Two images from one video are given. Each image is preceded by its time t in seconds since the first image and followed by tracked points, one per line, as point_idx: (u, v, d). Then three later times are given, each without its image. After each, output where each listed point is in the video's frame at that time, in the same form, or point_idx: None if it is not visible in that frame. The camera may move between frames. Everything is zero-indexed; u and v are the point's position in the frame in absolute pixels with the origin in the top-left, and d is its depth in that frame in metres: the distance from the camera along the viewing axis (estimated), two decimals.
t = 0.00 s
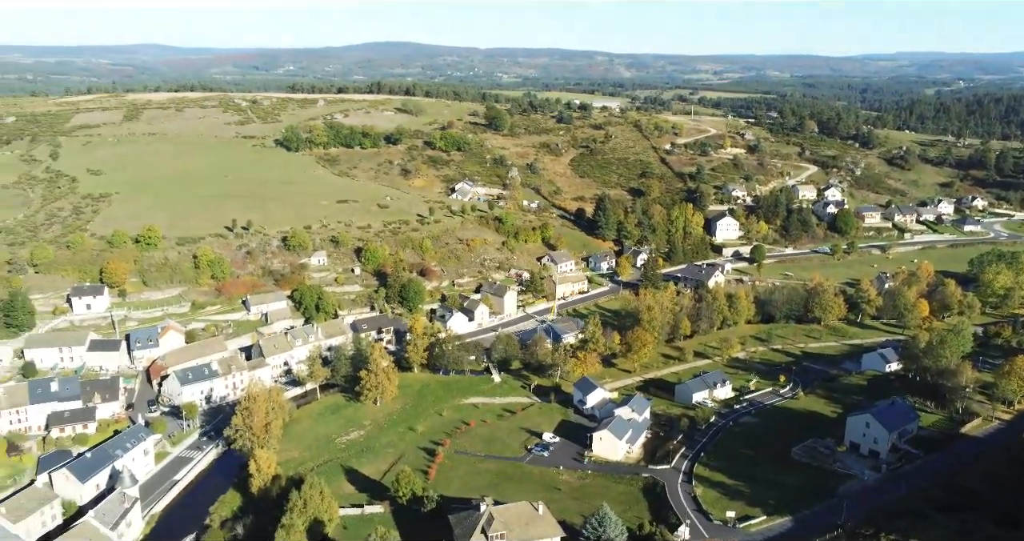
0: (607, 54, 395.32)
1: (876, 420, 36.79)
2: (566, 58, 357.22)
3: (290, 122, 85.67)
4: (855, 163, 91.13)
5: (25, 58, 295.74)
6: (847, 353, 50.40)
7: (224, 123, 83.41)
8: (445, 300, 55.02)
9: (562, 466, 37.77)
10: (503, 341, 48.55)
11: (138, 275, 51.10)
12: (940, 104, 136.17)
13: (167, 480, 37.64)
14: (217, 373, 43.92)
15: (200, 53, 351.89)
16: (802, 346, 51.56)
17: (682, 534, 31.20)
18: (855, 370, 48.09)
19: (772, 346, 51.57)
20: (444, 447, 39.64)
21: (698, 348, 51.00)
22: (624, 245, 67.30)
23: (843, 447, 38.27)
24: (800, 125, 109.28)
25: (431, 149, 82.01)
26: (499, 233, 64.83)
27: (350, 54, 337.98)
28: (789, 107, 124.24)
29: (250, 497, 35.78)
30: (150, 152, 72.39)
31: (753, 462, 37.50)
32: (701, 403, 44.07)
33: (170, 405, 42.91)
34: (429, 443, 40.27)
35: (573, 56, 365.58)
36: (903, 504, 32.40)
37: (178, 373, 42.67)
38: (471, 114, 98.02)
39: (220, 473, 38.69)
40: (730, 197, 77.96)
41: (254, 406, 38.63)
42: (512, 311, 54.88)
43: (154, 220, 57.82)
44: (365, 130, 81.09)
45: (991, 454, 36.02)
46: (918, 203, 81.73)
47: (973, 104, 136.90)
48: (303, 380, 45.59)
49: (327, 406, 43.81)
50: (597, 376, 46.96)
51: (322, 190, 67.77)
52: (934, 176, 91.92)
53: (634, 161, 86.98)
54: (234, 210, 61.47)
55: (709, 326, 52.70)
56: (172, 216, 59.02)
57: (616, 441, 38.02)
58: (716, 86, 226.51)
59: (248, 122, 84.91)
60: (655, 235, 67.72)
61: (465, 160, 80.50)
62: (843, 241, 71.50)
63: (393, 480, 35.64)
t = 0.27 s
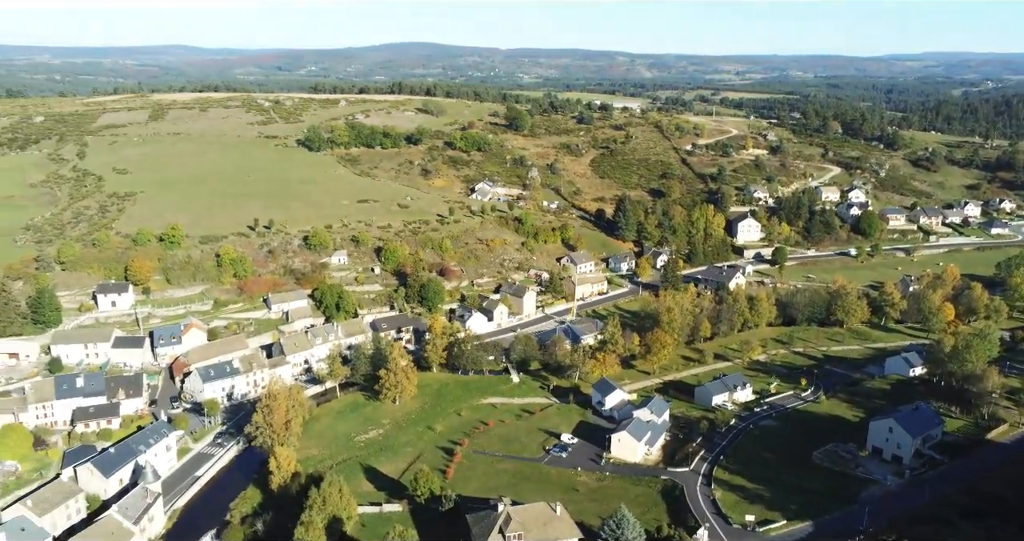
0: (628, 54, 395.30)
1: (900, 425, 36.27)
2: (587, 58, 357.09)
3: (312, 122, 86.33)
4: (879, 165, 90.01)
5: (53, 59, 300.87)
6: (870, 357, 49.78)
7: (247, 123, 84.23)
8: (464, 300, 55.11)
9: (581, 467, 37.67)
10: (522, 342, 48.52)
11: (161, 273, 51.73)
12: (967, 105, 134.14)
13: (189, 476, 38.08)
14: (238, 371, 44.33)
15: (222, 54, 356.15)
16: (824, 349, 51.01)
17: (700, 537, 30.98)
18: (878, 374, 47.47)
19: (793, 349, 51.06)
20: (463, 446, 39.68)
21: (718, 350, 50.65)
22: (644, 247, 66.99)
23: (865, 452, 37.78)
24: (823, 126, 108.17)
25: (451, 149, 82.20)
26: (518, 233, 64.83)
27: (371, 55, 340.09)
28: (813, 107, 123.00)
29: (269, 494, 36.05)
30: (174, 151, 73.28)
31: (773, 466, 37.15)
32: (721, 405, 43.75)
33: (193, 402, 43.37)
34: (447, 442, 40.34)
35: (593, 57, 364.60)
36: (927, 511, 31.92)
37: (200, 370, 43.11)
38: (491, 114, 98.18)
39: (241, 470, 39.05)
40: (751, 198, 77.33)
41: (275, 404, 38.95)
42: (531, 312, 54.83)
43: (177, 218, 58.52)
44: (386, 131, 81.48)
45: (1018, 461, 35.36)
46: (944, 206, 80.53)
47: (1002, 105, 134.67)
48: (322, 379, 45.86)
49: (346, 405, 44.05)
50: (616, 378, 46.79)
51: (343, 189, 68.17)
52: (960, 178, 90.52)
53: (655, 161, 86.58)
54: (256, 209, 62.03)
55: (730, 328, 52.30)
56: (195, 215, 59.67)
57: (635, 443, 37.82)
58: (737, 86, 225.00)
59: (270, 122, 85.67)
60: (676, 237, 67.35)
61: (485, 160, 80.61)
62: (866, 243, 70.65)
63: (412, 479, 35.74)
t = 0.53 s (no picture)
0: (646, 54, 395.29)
1: (920, 429, 35.81)
2: (605, 58, 356.58)
3: (331, 123, 86.86)
4: (901, 166, 89.07)
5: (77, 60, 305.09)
6: (890, 360, 49.24)
7: (266, 123, 84.89)
8: (481, 301, 55.17)
9: (596, 468, 37.58)
10: (538, 342, 48.49)
11: (181, 271, 52.26)
12: (992, 105, 132.40)
13: (207, 473, 38.43)
14: (256, 369, 44.67)
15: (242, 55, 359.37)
16: (843, 352, 50.53)
17: None
18: (898, 378, 46.94)
19: (812, 352, 50.63)
20: (478, 446, 39.73)
21: (736, 352, 50.32)
22: (661, 248, 66.71)
23: (885, 457, 37.35)
24: (844, 127, 107.20)
25: (468, 149, 82.32)
26: (535, 234, 64.81)
27: (389, 55, 341.77)
28: (834, 108, 121.87)
29: (286, 492, 36.28)
30: (195, 151, 74.02)
31: (791, 469, 36.85)
32: (738, 408, 43.47)
33: (211, 400, 43.75)
34: (463, 442, 40.40)
35: (611, 57, 363.80)
36: (947, 517, 31.50)
37: (219, 368, 43.48)
38: (509, 115, 98.24)
39: (258, 467, 39.34)
40: (770, 199, 76.77)
41: (292, 403, 39.21)
42: (547, 312, 54.79)
43: (197, 217, 59.09)
44: (404, 131, 81.78)
45: None
46: (967, 208, 79.49)
47: None
48: (339, 377, 46.09)
49: (363, 404, 44.24)
50: (632, 379, 46.64)
51: (361, 189, 68.50)
52: (984, 179, 89.30)
53: (673, 162, 86.22)
54: (275, 209, 62.49)
55: (747, 330, 51.96)
56: (215, 215, 60.21)
57: (651, 445, 37.66)
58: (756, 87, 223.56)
59: (290, 122, 86.30)
60: (693, 238, 67.03)
61: (502, 161, 80.68)
62: (887, 246, 69.91)
63: (427, 478, 35.83)
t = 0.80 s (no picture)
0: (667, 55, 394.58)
1: (944, 435, 35.30)
2: (626, 59, 355.80)
3: (352, 123, 87.40)
4: (926, 169, 87.92)
5: (103, 61, 309.81)
6: (914, 365, 48.59)
7: (288, 123, 85.60)
8: (500, 301, 55.20)
9: (614, 470, 37.45)
10: (557, 343, 48.42)
11: (204, 270, 52.82)
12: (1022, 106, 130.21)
13: (228, 469, 38.77)
14: (277, 367, 45.03)
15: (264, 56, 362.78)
16: (866, 356, 49.94)
17: None
18: (923, 383, 46.30)
19: (834, 356, 50.07)
20: (496, 447, 39.75)
21: (756, 355, 49.92)
22: (681, 249, 66.35)
23: (907, 462, 36.85)
24: (868, 129, 106.02)
25: (489, 150, 82.39)
26: (555, 234, 64.70)
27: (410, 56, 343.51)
28: (858, 109, 120.55)
29: (305, 489, 36.52)
30: (218, 150, 74.81)
31: (812, 474, 36.47)
32: (759, 411, 43.10)
33: (232, 397, 44.15)
34: (481, 442, 40.42)
35: (632, 57, 362.75)
36: (972, 525, 30.99)
37: (240, 365, 43.86)
38: (529, 116, 98.25)
39: (279, 464, 39.63)
40: (793, 201, 76.09)
41: (312, 401, 39.48)
42: (566, 313, 54.71)
43: (220, 216, 59.69)
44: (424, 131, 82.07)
45: None
46: (995, 210, 78.23)
47: None
48: (359, 376, 46.31)
49: (382, 403, 44.44)
50: (651, 381, 46.43)
51: (381, 190, 68.80)
52: (1012, 182, 87.81)
53: (694, 163, 85.76)
54: (296, 208, 62.95)
55: (769, 333, 51.52)
56: (237, 214, 60.80)
57: (670, 448, 37.44)
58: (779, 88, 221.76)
59: (311, 122, 86.94)
60: (714, 239, 66.62)
61: (522, 161, 80.70)
62: (912, 248, 69.01)
63: (446, 478, 35.90)
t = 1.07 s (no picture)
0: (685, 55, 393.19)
1: (966, 440, 34.81)
2: (644, 60, 354.75)
3: (370, 123, 87.80)
4: (949, 170, 86.84)
5: (126, 62, 313.71)
6: (935, 369, 47.98)
7: (307, 124, 86.16)
8: (516, 301, 55.21)
9: (630, 472, 37.32)
10: (573, 344, 48.33)
11: (223, 269, 53.28)
12: None
13: (246, 467, 39.08)
14: (295, 366, 45.32)
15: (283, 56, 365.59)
16: (886, 359, 49.39)
17: None
18: (944, 387, 45.71)
19: (854, 359, 49.58)
20: (512, 447, 39.75)
21: (774, 358, 49.53)
22: (699, 251, 66.01)
23: (928, 467, 36.36)
24: (890, 130, 104.89)
25: (506, 150, 82.42)
26: (572, 235, 64.59)
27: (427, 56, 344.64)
28: (880, 110, 119.31)
29: (322, 487, 36.73)
30: (238, 150, 75.45)
31: (830, 478, 36.12)
32: (776, 414, 42.74)
33: (250, 395, 44.49)
34: (497, 442, 40.44)
35: (650, 57, 361.58)
36: (994, 532, 30.54)
37: (258, 364, 44.19)
38: (546, 116, 98.19)
39: (296, 462, 39.88)
40: (812, 203, 75.47)
41: (329, 399, 39.72)
42: (583, 314, 54.61)
43: (240, 216, 60.19)
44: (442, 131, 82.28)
45: None
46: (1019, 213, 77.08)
47: None
48: (375, 375, 46.50)
49: (398, 402, 44.59)
50: (668, 383, 46.21)
51: (399, 190, 69.04)
52: None
53: (712, 164, 85.30)
54: (314, 208, 63.33)
55: (787, 336, 51.11)
56: (257, 213, 61.28)
57: (687, 450, 37.23)
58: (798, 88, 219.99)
59: (330, 122, 87.44)
60: (732, 241, 66.21)
61: (540, 162, 80.66)
62: (934, 251, 68.22)
63: (461, 477, 35.95)
